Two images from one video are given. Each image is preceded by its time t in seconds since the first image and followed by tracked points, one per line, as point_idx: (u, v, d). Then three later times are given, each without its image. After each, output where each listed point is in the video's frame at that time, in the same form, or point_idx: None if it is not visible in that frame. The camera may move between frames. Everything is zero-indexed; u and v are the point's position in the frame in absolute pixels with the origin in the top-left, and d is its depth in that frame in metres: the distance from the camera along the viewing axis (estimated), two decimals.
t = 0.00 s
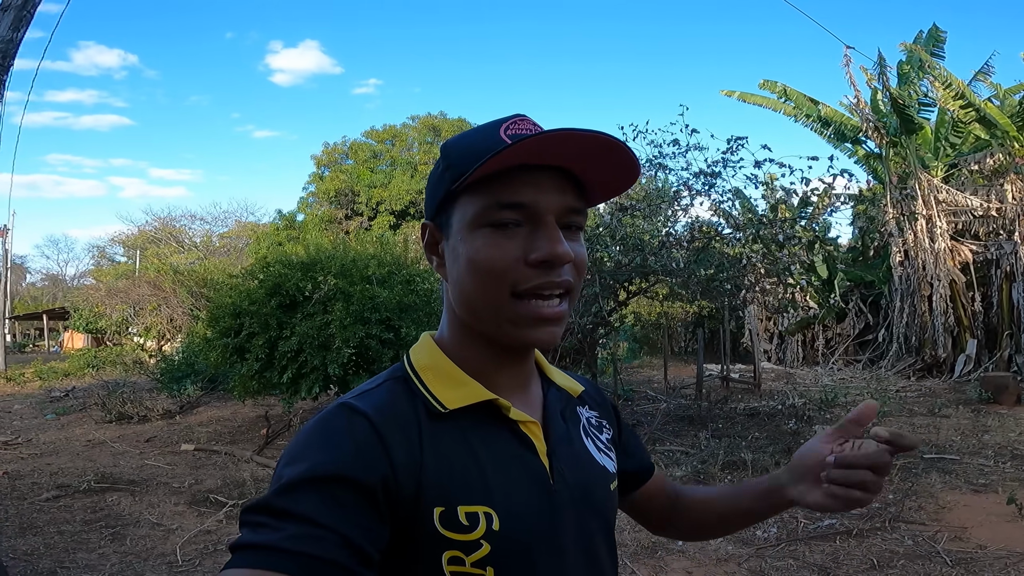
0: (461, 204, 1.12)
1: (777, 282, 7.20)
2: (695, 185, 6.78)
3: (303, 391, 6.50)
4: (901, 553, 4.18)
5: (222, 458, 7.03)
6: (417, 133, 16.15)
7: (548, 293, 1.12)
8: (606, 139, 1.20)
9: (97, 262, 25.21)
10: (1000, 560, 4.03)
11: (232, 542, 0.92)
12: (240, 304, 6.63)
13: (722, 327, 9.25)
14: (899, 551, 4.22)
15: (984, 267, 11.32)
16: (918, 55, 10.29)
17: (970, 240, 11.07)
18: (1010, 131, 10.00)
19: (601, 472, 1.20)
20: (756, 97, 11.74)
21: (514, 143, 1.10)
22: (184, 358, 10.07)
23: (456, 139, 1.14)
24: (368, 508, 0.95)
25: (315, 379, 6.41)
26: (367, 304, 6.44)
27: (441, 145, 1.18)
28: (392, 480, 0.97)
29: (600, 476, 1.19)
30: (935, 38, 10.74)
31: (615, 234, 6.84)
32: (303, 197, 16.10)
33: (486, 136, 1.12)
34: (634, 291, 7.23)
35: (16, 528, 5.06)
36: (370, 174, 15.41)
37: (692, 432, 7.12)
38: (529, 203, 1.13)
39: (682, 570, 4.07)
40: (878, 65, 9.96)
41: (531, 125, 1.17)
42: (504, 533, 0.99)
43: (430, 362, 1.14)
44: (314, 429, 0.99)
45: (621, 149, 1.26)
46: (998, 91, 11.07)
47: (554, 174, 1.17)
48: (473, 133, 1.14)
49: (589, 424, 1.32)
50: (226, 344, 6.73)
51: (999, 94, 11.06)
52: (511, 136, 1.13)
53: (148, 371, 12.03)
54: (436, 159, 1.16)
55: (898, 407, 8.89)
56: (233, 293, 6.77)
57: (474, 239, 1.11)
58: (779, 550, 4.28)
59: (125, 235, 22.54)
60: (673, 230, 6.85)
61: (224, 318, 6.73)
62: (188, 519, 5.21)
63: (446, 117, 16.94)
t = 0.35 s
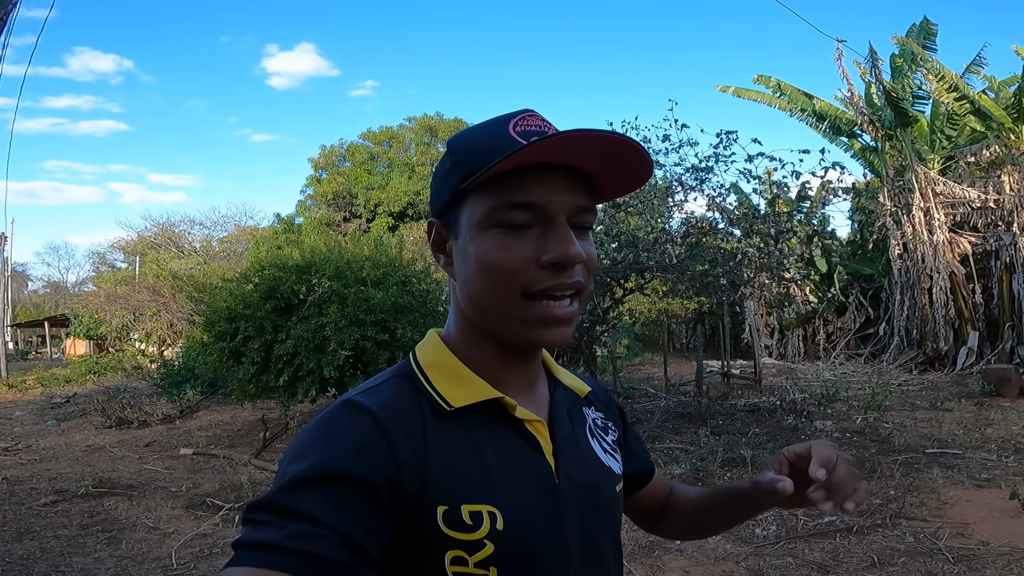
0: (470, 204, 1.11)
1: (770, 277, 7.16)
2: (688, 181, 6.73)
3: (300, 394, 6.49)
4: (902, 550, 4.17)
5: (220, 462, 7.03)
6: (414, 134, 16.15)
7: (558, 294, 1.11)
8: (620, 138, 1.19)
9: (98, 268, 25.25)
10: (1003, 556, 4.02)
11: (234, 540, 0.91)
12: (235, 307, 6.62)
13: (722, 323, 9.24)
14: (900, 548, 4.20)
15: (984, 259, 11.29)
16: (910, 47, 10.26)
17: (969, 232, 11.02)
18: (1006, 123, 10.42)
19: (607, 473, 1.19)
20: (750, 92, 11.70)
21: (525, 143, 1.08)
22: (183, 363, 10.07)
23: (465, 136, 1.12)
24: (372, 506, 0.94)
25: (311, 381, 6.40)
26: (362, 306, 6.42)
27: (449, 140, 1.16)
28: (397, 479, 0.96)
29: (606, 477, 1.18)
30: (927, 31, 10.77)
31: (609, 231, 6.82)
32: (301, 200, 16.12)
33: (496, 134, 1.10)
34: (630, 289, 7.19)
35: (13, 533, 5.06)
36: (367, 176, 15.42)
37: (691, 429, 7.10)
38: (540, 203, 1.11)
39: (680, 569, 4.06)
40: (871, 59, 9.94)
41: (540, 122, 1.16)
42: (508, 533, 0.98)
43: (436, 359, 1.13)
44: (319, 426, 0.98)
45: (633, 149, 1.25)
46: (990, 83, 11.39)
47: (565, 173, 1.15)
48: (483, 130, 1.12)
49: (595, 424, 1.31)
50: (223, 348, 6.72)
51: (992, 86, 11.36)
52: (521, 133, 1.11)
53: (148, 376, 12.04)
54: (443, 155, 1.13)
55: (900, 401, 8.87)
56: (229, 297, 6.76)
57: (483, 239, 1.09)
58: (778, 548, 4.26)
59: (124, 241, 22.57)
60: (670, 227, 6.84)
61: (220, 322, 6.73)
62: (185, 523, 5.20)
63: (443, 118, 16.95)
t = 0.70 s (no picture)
0: (494, 199, 1.10)
1: (761, 269, 7.14)
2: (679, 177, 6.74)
3: (295, 398, 6.48)
4: (903, 545, 4.16)
5: (217, 467, 7.01)
6: (408, 136, 16.14)
7: (580, 295, 1.10)
8: (647, 137, 1.17)
9: (94, 277, 25.22)
10: (1005, 550, 4.01)
11: (256, 531, 0.90)
12: (229, 313, 6.61)
13: (719, 319, 9.23)
14: (901, 543, 4.19)
15: (978, 249, 11.27)
16: (897, 41, 10.37)
17: (963, 223, 11.04)
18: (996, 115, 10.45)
19: (621, 472, 1.19)
20: (741, 87, 11.71)
21: (551, 140, 1.07)
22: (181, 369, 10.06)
23: (491, 130, 1.11)
24: (392, 499, 0.93)
25: (307, 385, 6.40)
26: (355, 309, 6.40)
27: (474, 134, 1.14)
28: (418, 472, 0.95)
29: (622, 478, 1.17)
30: (913, 24, 10.81)
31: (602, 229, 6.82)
32: (296, 204, 16.11)
33: (522, 130, 1.09)
34: (624, 286, 7.17)
35: (11, 540, 5.05)
36: (362, 179, 15.42)
37: (690, 426, 7.09)
38: (564, 201, 1.10)
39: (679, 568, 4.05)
40: (858, 52, 9.94)
41: (566, 118, 1.15)
42: (526, 530, 0.98)
43: (458, 352, 1.12)
44: (341, 417, 0.97)
45: (658, 148, 1.23)
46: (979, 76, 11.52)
47: (590, 170, 1.14)
48: (509, 124, 1.11)
49: (613, 425, 1.30)
50: (217, 354, 6.71)
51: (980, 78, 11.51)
52: (547, 129, 1.10)
53: (146, 383, 12.02)
54: (467, 149, 1.12)
55: (899, 393, 8.88)
56: (222, 302, 6.74)
57: (507, 236, 1.08)
58: (778, 545, 4.26)
59: (120, 248, 22.55)
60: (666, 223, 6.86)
61: (214, 328, 6.71)
62: (182, 528, 5.18)
63: (436, 120, 16.93)
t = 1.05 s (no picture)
0: (482, 198, 1.12)
1: (757, 264, 7.16)
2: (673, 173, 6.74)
3: (292, 403, 6.46)
4: (906, 541, 4.17)
5: (216, 473, 7.01)
6: (401, 137, 16.12)
7: (568, 286, 1.08)
8: (628, 125, 1.18)
9: (89, 283, 25.15)
10: (1008, 545, 4.01)
11: (261, 539, 0.89)
12: (223, 318, 6.59)
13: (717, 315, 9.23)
14: (904, 539, 4.20)
15: (973, 240, 11.32)
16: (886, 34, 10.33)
17: (956, 215, 11.09)
18: (986, 106, 10.41)
19: (623, 476, 1.18)
20: (733, 83, 11.73)
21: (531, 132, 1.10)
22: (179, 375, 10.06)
23: (480, 134, 1.15)
24: (395, 507, 0.92)
25: (304, 390, 6.39)
26: (351, 312, 6.38)
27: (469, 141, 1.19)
28: (420, 479, 0.94)
29: (623, 481, 1.16)
30: (901, 17, 10.82)
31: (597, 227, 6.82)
32: (291, 208, 16.07)
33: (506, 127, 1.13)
34: (621, 284, 7.18)
35: (10, 548, 5.03)
36: (356, 181, 15.39)
37: (689, 423, 7.10)
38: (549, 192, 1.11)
39: (681, 566, 4.05)
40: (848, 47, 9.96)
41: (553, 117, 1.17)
42: (529, 534, 0.97)
43: (459, 358, 1.11)
44: (342, 425, 0.97)
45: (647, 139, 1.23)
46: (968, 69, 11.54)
47: (575, 162, 1.15)
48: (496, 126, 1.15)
49: (614, 428, 1.30)
50: (213, 360, 6.70)
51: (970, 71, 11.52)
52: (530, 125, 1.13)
53: (143, 389, 11.99)
54: (461, 156, 1.17)
55: (898, 386, 8.89)
56: (217, 307, 6.73)
57: (492, 231, 1.09)
58: (779, 542, 4.27)
59: (115, 255, 22.47)
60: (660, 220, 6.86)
61: (209, 333, 6.69)
62: (181, 534, 5.17)
63: (429, 120, 16.91)
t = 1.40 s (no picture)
0: (479, 209, 1.09)
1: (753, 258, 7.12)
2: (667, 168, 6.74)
3: (290, 405, 6.44)
4: (910, 534, 4.18)
5: (215, 476, 6.98)
6: (394, 137, 16.09)
7: (578, 295, 1.10)
8: (625, 125, 1.16)
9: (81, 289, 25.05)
10: (1014, 537, 4.03)
11: (268, 539, 0.89)
12: (218, 322, 6.57)
13: (713, 310, 9.24)
14: (909, 532, 4.22)
15: (965, 231, 11.31)
16: (874, 28, 10.41)
17: (949, 206, 11.15)
18: (976, 99, 10.47)
19: (630, 470, 1.18)
20: (724, 78, 11.74)
21: (530, 143, 1.06)
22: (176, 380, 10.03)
23: (468, 139, 1.09)
24: (404, 506, 0.91)
25: (301, 392, 6.36)
26: (346, 313, 6.36)
27: (452, 141, 1.13)
28: (430, 477, 0.93)
29: (630, 475, 1.16)
30: (889, 10, 10.84)
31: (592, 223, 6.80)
32: (284, 210, 16.03)
33: (499, 134, 1.07)
34: (618, 280, 7.19)
35: (11, 555, 5.01)
36: (349, 181, 15.35)
37: (689, 418, 7.11)
38: (551, 202, 1.09)
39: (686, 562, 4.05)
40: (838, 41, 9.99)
41: (542, 115, 1.13)
42: (540, 529, 0.97)
43: (464, 355, 1.10)
44: (348, 424, 0.95)
45: (640, 136, 1.22)
46: (957, 61, 11.56)
47: (575, 167, 1.13)
48: (485, 130, 1.09)
49: (618, 422, 1.30)
50: (208, 363, 6.67)
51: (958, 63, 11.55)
52: (524, 131, 1.08)
53: (139, 394, 11.95)
54: (448, 160, 1.11)
55: (895, 378, 8.92)
56: (212, 311, 6.70)
57: (496, 244, 1.07)
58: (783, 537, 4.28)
59: (107, 260, 22.34)
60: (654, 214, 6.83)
61: (203, 337, 6.67)
62: (181, 539, 5.15)
63: (422, 120, 16.87)
